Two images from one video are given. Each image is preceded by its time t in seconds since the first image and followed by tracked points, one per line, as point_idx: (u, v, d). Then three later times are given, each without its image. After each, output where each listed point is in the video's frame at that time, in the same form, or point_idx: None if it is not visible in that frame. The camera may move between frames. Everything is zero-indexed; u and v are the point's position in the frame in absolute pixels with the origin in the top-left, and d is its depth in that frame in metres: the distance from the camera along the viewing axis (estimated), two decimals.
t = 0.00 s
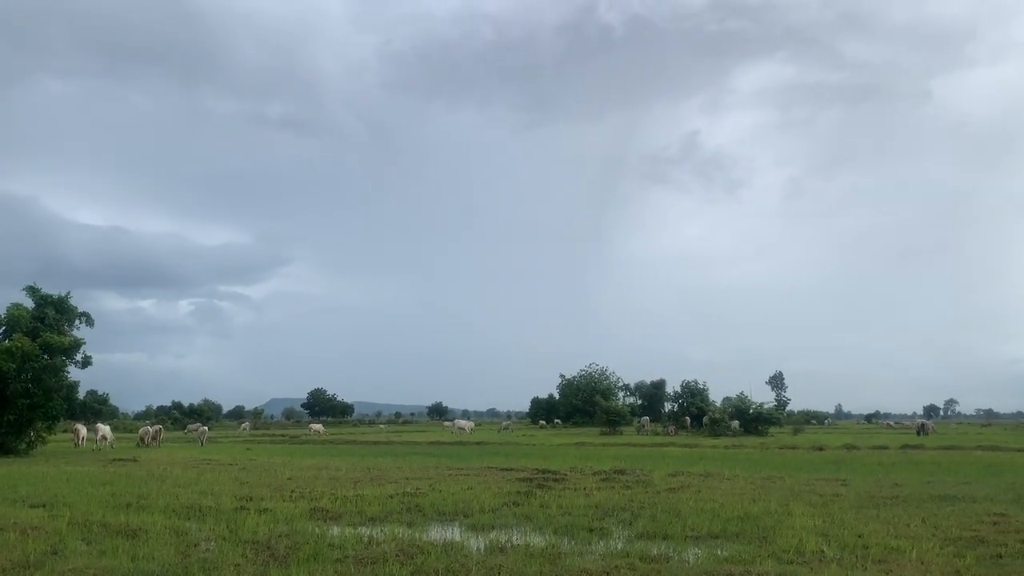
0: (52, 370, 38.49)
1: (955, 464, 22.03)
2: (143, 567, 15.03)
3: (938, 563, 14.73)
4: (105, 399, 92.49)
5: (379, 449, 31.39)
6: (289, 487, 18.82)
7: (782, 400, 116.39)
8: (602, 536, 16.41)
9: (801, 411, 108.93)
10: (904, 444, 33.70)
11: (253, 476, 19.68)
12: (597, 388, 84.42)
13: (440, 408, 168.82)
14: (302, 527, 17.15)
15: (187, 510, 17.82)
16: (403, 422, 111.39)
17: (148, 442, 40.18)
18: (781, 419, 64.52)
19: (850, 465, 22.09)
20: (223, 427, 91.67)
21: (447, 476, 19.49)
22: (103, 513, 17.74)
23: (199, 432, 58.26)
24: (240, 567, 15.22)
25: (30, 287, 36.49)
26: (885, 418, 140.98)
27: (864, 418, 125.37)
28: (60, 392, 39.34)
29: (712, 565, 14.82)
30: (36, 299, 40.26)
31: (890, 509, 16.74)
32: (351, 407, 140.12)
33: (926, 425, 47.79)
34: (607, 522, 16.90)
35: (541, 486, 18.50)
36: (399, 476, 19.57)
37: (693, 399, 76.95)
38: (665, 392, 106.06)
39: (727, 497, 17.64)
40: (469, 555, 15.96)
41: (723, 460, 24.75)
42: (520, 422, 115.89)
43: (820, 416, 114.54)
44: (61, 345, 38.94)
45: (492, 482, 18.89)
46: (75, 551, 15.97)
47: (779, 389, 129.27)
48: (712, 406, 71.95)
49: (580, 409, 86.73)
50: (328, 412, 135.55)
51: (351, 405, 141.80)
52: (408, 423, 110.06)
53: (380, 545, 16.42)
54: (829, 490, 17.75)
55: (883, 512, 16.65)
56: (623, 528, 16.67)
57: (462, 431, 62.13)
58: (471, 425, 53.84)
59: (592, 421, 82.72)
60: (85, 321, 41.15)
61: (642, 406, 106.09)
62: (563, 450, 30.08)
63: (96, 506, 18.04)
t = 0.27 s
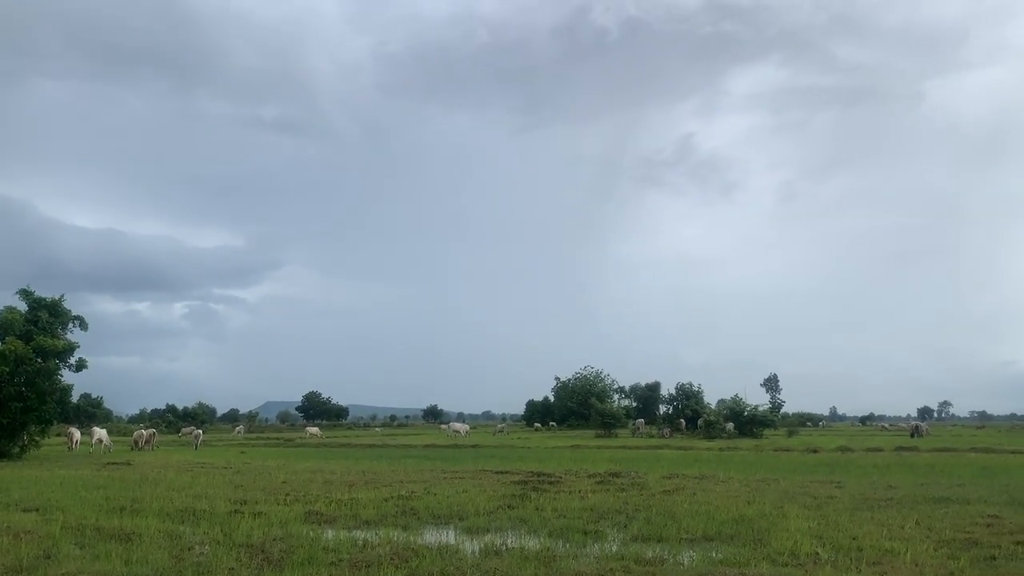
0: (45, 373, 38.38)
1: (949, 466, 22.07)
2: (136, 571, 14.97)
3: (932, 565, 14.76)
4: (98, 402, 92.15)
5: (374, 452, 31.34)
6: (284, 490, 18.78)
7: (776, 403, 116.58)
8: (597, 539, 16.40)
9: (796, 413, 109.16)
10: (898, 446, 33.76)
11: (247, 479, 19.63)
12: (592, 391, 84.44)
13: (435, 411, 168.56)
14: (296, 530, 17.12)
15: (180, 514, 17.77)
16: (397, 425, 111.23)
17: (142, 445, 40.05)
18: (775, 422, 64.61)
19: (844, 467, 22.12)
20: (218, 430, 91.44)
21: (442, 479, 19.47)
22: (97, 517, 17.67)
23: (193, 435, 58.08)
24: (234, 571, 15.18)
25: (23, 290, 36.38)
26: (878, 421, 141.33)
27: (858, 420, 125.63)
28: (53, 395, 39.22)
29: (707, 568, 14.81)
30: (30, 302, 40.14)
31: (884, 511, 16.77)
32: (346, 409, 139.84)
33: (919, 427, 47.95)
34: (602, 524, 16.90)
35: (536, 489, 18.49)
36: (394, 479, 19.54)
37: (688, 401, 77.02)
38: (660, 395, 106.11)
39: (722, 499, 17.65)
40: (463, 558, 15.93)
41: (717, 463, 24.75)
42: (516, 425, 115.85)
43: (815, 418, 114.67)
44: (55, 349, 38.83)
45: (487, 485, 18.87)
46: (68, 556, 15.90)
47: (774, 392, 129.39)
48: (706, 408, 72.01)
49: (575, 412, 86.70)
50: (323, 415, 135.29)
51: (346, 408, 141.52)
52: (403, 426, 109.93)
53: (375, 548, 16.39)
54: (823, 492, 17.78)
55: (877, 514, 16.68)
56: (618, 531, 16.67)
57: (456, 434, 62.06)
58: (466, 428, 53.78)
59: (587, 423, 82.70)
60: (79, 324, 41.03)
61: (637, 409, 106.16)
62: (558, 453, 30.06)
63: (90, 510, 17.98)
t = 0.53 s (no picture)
0: (38, 376, 38.23)
1: (942, 468, 22.13)
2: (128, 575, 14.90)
3: (925, 566, 14.78)
4: (90, 405, 91.76)
5: (368, 455, 31.30)
6: (277, 493, 18.73)
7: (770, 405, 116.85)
8: (591, 542, 16.39)
9: (789, 415, 109.48)
10: (891, 448, 33.82)
11: (240, 482, 19.58)
12: (586, 393, 84.46)
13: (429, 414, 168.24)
14: (290, 533, 17.07)
15: (173, 517, 17.71)
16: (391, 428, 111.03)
17: (135, 448, 39.90)
18: (769, 424, 64.73)
19: (837, 469, 22.16)
20: (211, 433, 91.02)
21: (436, 481, 19.43)
22: (89, 520, 17.61)
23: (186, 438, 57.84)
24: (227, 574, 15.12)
25: (16, 292, 36.23)
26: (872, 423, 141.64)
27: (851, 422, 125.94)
28: (46, 397, 39.07)
29: (700, 570, 14.80)
30: (22, 304, 39.99)
31: (878, 513, 16.80)
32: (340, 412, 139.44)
33: (913, 429, 48.03)
34: (596, 527, 16.89)
35: (530, 491, 18.47)
36: (388, 481, 19.50)
37: (682, 403, 77.11)
38: (654, 397, 106.21)
39: (716, 501, 17.67)
40: (457, 561, 15.90)
41: (712, 465, 24.78)
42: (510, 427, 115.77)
43: (808, 420, 115.01)
44: (47, 351, 38.69)
45: (481, 487, 18.84)
46: (61, 559, 15.82)
47: (767, 394, 129.60)
48: (700, 410, 72.10)
49: (569, 414, 86.66)
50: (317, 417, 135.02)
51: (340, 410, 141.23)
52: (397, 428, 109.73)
53: (368, 551, 16.35)
54: (817, 494, 17.79)
55: (870, 516, 16.70)
56: (612, 534, 16.66)
57: (451, 437, 61.97)
58: (460, 431, 53.65)
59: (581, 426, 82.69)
60: (72, 326, 40.89)
61: (631, 411, 106.25)
62: (553, 455, 30.05)
63: (82, 513, 17.91)
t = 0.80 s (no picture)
0: (28, 377, 38.07)
1: (932, 471, 22.22)
2: None
3: (915, 569, 14.83)
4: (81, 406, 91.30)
5: (361, 457, 31.26)
6: (269, 495, 18.68)
7: (762, 408, 117.13)
8: (583, 544, 16.40)
9: (781, 418, 109.81)
10: (882, 451, 33.94)
11: (232, 484, 19.53)
12: (579, 395, 84.50)
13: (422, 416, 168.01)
14: (281, 535, 17.04)
15: (164, 519, 17.65)
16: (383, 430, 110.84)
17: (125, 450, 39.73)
18: (760, 427, 64.95)
19: (829, 472, 22.23)
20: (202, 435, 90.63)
21: (428, 484, 19.40)
22: (79, 522, 17.54)
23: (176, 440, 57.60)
24: None
25: (7, 293, 36.08)
26: (862, 425, 142.12)
27: (842, 425, 126.25)
28: (36, 399, 38.90)
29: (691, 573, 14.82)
30: (13, 305, 39.82)
31: (868, 516, 16.85)
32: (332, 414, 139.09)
33: (902, 432, 48.33)
34: (587, 529, 16.90)
35: (522, 494, 18.47)
36: (380, 484, 19.47)
37: (674, 406, 77.22)
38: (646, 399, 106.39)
39: (707, 504, 17.69)
40: (449, 564, 15.88)
41: (703, 468, 24.81)
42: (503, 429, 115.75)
43: (799, 423, 115.31)
44: (38, 353, 38.52)
45: (473, 489, 18.83)
46: (50, 561, 15.75)
47: (759, 396, 129.83)
48: (692, 413, 72.18)
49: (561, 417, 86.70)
50: (309, 419, 134.69)
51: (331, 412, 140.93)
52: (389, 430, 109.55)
53: (360, 553, 16.32)
54: (808, 497, 17.83)
55: (861, 519, 16.75)
56: (604, 536, 16.67)
57: (443, 439, 61.87)
58: (451, 433, 53.61)
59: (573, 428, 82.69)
60: (63, 328, 40.73)
61: (624, 413, 106.35)
62: (545, 457, 30.05)
63: (72, 515, 17.84)
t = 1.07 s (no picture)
0: (15, 378, 37.80)
1: (920, 475, 22.31)
2: None
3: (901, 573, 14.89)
4: (68, 407, 90.64)
5: (351, 459, 31.16)
6: (257, 497, 18.61)
7: (751, 411, 117.63)
8: (571, 547, 16.39)
9: (770, 421, 110.22)
10: (870, 455, 34.05)
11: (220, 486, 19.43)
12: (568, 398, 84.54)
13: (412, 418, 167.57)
14: (269, 537, 16.97)
15: (152, 521, 17.56)
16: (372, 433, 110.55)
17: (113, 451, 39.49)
18: (750, 430, 65.15)
19: (817, 476, 22.29)
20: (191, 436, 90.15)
21: (417, 486, 19.36)
22: (65, 524, 17.41)
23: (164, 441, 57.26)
24: None
25: None
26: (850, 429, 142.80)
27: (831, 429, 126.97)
28: (22, 399, 38.63)
29: None
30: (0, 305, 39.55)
31: (856, 519, 16.91)
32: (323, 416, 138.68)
33: (890, 436, 48.58)
34: (576, 532, 16.89)
35: (511, 497, 18.45)
36: (368, 486, 19.41)
37: (663, 409, 77.34)
38: (636, 402, 106.53)
39: (696, 507, 17.72)
40: (437, 566, 15.84)
41: (693, 471, 24.84)
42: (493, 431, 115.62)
43: (787, 427, 115.70)
44: (25, 353, 38.27)
45: (463, 492, 18.80)
46: (35, 563, 15.63)
47: (748, 400, 130.01)
48: (681, 416, 72.35)
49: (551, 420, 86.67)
50: (298, 421, 134.34)
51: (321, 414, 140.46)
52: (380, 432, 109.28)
53: (348, 556, 16.26)
54: (797, 501, 17.88)
55: (848, 523, 16.80)
56: (592, 539, 16.67)
57: (432, 442, 61.75)
58: (441, 435, 53.49)
59: (563, 431, 82.67)
60: (50, 328, 40.46)
61: (613, 416, 106.47)
62: (534, 460, 30.04)
63: (58, 517, 17.71)
